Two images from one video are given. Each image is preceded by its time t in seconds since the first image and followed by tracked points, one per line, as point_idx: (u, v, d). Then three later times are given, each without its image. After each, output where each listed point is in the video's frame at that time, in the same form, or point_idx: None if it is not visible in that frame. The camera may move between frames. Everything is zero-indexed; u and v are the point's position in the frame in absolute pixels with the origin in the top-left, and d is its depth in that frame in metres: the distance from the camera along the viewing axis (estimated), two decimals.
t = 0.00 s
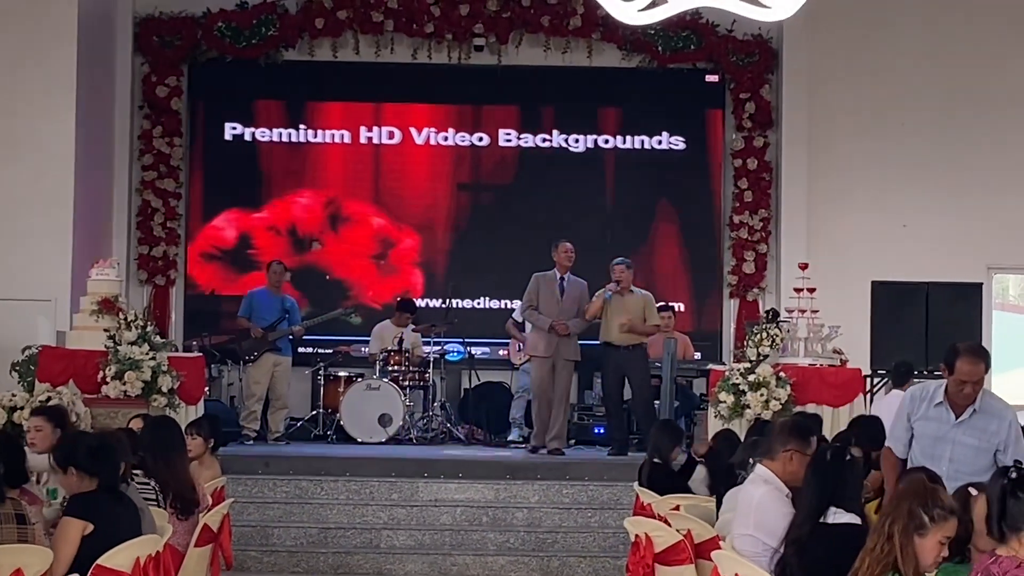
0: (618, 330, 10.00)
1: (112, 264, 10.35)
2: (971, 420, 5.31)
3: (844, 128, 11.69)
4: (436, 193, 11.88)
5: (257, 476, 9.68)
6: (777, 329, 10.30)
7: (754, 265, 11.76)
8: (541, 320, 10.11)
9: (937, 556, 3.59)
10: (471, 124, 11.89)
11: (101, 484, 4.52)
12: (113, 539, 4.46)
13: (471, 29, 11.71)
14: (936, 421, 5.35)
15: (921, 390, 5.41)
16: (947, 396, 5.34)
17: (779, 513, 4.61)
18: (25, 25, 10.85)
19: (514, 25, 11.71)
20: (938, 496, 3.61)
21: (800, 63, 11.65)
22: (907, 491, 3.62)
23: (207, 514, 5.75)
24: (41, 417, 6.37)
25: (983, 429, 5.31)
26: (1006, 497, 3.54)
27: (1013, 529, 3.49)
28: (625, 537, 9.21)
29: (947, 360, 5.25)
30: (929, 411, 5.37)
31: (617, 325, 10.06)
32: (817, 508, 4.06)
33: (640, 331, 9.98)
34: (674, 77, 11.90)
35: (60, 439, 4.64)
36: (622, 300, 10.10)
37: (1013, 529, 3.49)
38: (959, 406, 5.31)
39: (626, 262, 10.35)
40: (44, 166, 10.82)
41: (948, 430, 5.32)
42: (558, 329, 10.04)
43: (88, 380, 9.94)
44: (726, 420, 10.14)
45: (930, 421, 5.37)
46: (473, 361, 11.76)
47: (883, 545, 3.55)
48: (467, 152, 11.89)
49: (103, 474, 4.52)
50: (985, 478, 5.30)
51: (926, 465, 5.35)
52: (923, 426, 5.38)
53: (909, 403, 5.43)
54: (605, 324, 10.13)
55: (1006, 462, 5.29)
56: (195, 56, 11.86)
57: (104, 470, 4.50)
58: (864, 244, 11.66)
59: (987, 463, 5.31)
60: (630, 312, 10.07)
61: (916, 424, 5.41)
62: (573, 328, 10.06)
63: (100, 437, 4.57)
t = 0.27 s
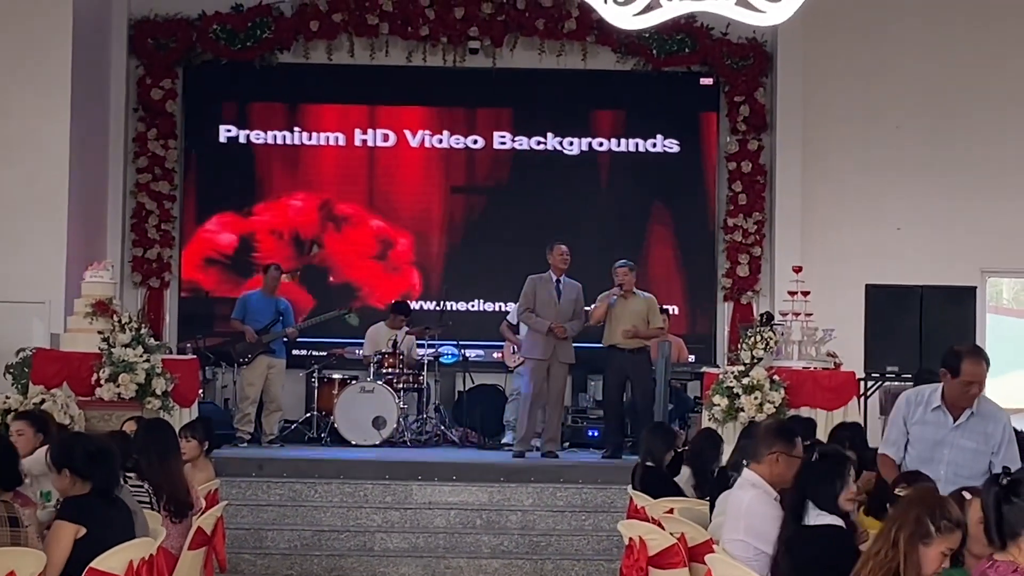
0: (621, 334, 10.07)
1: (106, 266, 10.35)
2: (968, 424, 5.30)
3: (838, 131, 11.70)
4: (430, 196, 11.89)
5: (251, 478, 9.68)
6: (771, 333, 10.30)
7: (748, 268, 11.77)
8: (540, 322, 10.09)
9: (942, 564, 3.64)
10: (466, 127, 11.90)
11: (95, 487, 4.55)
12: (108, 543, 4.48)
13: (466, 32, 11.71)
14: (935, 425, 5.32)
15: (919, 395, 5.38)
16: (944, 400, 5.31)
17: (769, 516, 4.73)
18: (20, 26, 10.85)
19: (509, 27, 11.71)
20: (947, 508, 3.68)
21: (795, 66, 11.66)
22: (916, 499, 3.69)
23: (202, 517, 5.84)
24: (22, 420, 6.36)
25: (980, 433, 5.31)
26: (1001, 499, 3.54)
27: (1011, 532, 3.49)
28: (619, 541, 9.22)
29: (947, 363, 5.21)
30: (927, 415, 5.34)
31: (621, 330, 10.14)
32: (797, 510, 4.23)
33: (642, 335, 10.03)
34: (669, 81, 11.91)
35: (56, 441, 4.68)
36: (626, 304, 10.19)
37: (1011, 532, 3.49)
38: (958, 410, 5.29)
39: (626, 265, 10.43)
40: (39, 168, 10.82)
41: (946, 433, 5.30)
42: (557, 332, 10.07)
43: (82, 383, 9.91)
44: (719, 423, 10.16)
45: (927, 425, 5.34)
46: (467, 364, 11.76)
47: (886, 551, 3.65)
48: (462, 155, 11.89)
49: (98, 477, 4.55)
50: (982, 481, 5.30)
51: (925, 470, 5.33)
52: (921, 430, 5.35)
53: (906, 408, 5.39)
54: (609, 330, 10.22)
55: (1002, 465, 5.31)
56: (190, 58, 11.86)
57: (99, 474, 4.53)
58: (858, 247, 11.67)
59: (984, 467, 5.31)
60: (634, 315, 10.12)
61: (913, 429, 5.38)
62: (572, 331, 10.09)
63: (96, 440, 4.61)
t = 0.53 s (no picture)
0: (627, 342, 10.25)
1: (101, 275, 10.33)
2: (970, 434, 5.18)
3: (833, 140, 11.68)
4: (425, 204, 11.89)
5: (246, 488, 9.67)
6: (767, 341, 10.29)
7: (744, 277, 11.76)
8: (537, 330, 10.05)
9: None
10: (461, 135, 11.89)
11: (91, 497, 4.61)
12: (103, 554, 4.52)
13: (461, 40, 11.72)
14: (936, 435, 5.19)
15: (922, 403, 5.24)
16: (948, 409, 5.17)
17: (759, 524, 4.93)
18: (15, 34, 10.84)
19: (504, 36, 11.72)
20: (948, 520, 3.66)
21: (789, 75, 11.66)
22: (918, 512, 3.68)
23: (197, 527, 5.95)
24: (9, 432, 6.30)
25: (982, 444, 5.20)
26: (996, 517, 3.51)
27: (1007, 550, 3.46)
28: (615, 550, 9.20)
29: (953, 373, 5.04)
30: (929, 424, 5.21)
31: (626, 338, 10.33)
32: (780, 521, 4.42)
33: (648, 343, 10.23)
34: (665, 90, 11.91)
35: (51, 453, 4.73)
36: (629, 311, 10.40)
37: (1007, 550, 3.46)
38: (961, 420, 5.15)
39: (632, 272, 10.59)
40: (34, 176, 10.81)
41: (948, 443, 5.18)
42: (552, 340, 10.03)
43: (77, 393, 9.90)
44: (715, 432, 10.15)
45: (929, 434, 5.21)
46: (463, 373, 11.75)
47: (888, 562, 3.61)
48: (457, 163, 11.88)
49: (94, 487, 4.61)
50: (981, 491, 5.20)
51: (923, 479, 5.21)
52: (922, 439, 5.22)
53: (909, 415, 5.25)
54: (614, 336, 10.40)
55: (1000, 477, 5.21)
56: (185, 67, 11.87)
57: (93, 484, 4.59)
58: (853, 256, 11.66)
59: (983, 478, 5.20)
60: (638, 323, 10.32)
61: (914, 436, 5.24)
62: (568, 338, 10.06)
63: (91, 451, 4.65)
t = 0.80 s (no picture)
0: (633, 349, 10.25)
1: (100, 279, 10.32)
2: (971, 439, 5.12)
3: (831, 144, 11.68)
4: (423, 208, 11.91)
5: (244, 493, 9.66)
6: (765, 346, 10.28)
7: (742, 281, 11.74)
8: (531, 335, 10.06)
9: None
10: (459, 140, 11.88)
11: (91, 503, 4.59)
12: (105, 560, 4.51)
13: (459, 45, 11.73)
14: (936, 437, 5.14)
15: (922, 406, 5.21)
16: (949, 412, 5.13)
17: (758, 530, 4.93)
18: (13, 39, 10.85)
19: (501, 41, 11.74)
20: (948, 524, 3.69)
21: (786, 79, 11.65)
22: (919, 517, 3.73)
23: (196, 532, 5.88)
24: (1, 440, 6.28)
25: (983, 449, 5.13)
26: (988, 522, 3.52)
27: (999, 553, 3.47)
28: (613, 555, 9.20)
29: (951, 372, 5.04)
30: (929, 427, 5.16)
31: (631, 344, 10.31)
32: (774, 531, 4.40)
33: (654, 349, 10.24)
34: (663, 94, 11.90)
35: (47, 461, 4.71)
36: (634, 316, 10.37)
37: (998, 553, 3.48)
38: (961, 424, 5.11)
39: (636, 276, 10.55)
40: (32, 180, 10.81)
41: (948, 447, 5.12)
42: (549, 344, 10.04)
43: (75, 398, 9.90)
44: (713, 437, 10.15)
45: (930, 437, 5.16)
46: (460, 377, 11.74)
47: (887, 566, 3.68)
48: (455, 168, 11.88)
49: (92, 493, 4.59)
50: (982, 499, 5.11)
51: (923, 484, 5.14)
52: (921, 442, 5.17)
53: (909, 418, 5.22)
54: (618, 341, 10.40)
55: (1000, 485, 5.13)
56: (183, 72, 11.88)
57: (92, 490, 4.56)
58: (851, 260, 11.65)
59: (984, 485, 5.13)
60: (643, 328, 10.31)
61: (914, 440, 5.20)
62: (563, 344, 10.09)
63: (87, 459, 4.64)
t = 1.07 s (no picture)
0: (633, 354, 10.27)
1: (94, 285, 10.31)
2: (955, 437, 5.13)
3: (825, 147, 11.70)
4: (418, 212, 11.89)
5: (240, 497, 9.67)
6: (760, 350, 10.30)
7: (736, 285, 11.75)
8: (522, 339, 10.06)
9: None
10: (453, 144, 11.89)
11: (86, 508, 4.58)
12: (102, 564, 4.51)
13: (453, 49, 11.75)
14: (920, 440, 5.16)
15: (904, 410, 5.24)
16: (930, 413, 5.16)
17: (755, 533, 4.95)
18: (7, 44, 10.83)
19: (495, 45, 11.73)
20: (943, 527, 3.68)
21: (780, 83, 11.68)
22: (912, 518, 3.71)
23: (190, 536, 5.86)
24: None
25: (968, 447, 5.12)
26: (985, 524, 3.59)
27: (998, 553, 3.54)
28: (609, 559, 9.22)
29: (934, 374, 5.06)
30: (911, 430, 5.19)
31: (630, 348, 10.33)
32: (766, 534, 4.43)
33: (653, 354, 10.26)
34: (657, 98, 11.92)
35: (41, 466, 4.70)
36: (634, 321, 10.38)
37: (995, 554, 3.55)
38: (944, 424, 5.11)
39: (636, 281, 10.55)
40: (26, 186, 10.80)
41: (932, 447, 5.14)
42: (541, 346, 10.07)
43: (70, 403, 9.88)
44: (708, 440, 10.18)
45: (913, 439, 5.19)
46: (456, 381, 11.75)
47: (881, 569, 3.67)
48: (450, 172, 11.89)
49: (87, 498, 4.58)
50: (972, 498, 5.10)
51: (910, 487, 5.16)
52: (906, 445, 5.20)
53: (891, 422, 5.25)
54: (618, 345, 10.41)
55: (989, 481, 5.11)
56: (178, 76, 11.87)
57: (86, 495, 4.56)
58: (846, 264, 11.67)
59: (972, 484, 5.12)
60: (642, 333, 10.32)
61: (899, 443, 5.23)
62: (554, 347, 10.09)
63: (82, 464, 4.64)
